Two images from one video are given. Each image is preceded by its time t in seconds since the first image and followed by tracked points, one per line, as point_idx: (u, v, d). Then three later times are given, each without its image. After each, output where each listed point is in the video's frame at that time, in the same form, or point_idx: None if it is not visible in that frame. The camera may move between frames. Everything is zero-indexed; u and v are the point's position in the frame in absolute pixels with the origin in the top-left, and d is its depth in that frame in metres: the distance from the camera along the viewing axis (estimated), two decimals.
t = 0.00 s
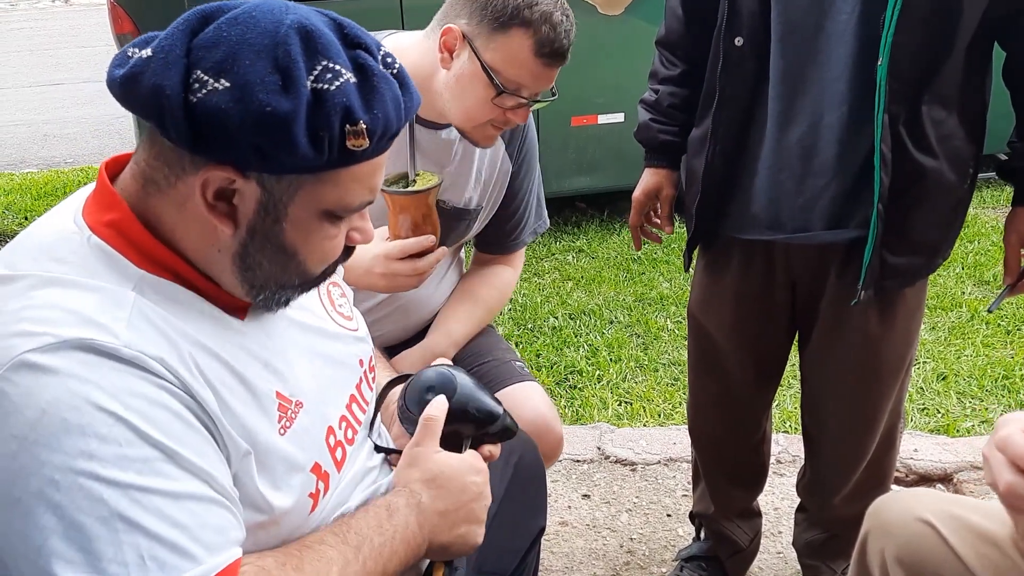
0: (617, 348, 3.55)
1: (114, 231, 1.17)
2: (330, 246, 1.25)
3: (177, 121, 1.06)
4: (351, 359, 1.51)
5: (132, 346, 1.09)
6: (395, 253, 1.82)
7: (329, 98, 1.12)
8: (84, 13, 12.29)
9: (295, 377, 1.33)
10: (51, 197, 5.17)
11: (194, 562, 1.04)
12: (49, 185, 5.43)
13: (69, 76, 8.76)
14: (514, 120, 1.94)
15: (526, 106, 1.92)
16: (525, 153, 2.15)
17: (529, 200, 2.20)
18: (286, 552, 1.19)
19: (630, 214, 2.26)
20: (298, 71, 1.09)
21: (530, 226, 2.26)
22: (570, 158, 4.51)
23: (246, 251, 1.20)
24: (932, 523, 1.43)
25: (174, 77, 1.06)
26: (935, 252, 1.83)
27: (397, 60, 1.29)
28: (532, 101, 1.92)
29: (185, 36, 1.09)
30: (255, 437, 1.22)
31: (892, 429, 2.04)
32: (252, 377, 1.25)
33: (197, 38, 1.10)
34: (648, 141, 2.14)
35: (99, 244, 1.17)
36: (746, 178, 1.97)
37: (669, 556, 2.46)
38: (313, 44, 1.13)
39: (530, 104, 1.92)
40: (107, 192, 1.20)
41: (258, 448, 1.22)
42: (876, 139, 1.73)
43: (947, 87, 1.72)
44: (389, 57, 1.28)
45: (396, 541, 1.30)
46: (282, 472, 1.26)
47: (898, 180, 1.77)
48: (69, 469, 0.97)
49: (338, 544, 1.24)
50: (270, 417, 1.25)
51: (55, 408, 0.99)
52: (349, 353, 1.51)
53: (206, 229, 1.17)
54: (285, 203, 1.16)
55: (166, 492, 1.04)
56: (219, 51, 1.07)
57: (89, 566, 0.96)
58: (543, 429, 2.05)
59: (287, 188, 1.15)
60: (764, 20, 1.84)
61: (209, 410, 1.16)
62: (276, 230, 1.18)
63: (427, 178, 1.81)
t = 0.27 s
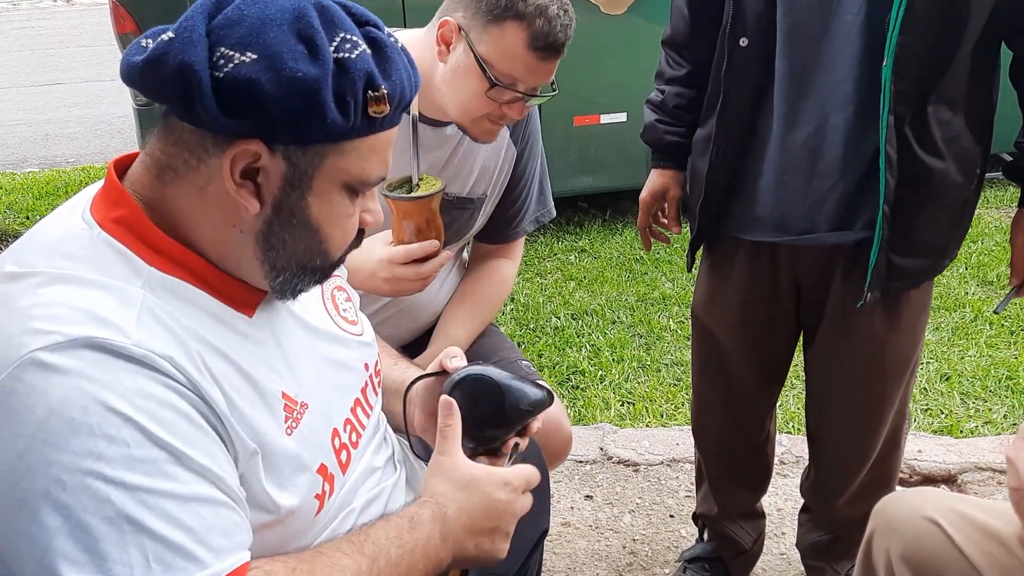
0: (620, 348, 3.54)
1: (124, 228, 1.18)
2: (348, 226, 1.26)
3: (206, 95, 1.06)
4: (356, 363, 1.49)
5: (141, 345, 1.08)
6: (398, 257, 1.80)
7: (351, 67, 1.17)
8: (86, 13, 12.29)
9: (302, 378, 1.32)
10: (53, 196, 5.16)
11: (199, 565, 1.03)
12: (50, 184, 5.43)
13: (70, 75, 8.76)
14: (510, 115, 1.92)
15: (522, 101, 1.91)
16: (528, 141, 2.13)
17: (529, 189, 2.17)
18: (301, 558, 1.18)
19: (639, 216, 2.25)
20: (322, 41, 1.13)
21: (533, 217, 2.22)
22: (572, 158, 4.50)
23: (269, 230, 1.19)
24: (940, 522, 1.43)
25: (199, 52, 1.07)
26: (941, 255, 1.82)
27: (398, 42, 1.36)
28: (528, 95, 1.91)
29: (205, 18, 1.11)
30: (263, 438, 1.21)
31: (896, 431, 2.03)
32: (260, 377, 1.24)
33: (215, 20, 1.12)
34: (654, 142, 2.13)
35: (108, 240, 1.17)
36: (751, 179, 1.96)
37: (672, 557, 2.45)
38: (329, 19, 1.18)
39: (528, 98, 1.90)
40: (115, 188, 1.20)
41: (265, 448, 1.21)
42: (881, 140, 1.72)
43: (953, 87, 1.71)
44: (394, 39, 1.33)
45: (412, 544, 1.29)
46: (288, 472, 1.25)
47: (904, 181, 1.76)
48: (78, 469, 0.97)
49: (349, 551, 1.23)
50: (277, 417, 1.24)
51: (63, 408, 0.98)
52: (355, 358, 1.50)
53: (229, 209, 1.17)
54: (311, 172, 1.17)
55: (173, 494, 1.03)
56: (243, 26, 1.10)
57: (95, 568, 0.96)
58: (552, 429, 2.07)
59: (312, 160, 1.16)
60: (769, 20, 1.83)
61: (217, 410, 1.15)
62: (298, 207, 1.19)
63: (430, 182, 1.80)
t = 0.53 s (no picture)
0: (621, 349, 3.53)
1: (132, 224, 1.17)
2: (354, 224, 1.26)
3: (217, 87, 1.07)
4: (361, 363, 1.49)
5: (152, 336, 1.09)
6: (408, 250, 1.80)
7: (359, 60, 1.17)
8: (88, 13, 12.29)
9: (308, 375, 1.32)
10: (55, 196, 5.17)
11: (218, 548, 1.03)
12: (51, 184, 5.42)
13: (73, 75, 8.77)
14: (479, 79, 1.85)
15: (489, 63, 1.83)
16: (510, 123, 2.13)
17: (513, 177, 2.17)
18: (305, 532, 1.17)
19: (645, 218, 2.25)
20: (330, 34, 1.14)
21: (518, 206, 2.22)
22: (574, 159, 4.50)
23: (277, 224, 1.19)
24: (943, 522, 1.43)
25: (210, 44, 1.08)
26: (945, 258, 1.82)
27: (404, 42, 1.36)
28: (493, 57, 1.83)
29: (215, 12, 1.12)
30: (272, 430, 1.21)
31: (900, 433, 2.03)
32: (268, 371, 1.24)
33: (225, 15, 1.12)
34: (658, 145, 2.13)
35: (117, 237, 1.16)
36: (755, 182, 1.96)
37: (675, 559, 2.45)
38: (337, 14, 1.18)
39: (495, 59, 1.82)
40: (122, 186, 1.20)
41: (275, 440, 1.21)
42: (886, 143, 1.72)
43: (958, 91, 1.71)
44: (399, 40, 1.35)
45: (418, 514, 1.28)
46: (297, 465, 1.25)
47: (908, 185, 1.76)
48: (93, 457, 0.97)
49: (359, 519, 1.21)
50: (284, 411, 1.24)
51: (78, 398, 0.99)
52: (358, 358, 1.49)
53: (238, 202, 1.17)
54: (319, 164, 1.17)
55: (189, 480, 1.03)
56: (253, 20, 1.10)
57: (113, 553, 0.96)
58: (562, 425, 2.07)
59: (319, 153, 1.16)
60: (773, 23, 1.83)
61: (228, 400, 1.15)
62: (305, 201, 1.19)
63: (434, 173, 1.80)
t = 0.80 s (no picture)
0: (624, 351, 3.52)
1: (134, 225, 1.16)
2: (355, 226, 1.24)
3: (224, 85, 1.06)
4: (362, 365, 1.47)
5: (155, 336, 1.07)
6: (406, 244, 1.78)
7: (367, 60, 1.16)
8: (92, 15, 12.30)
9: (310, 376, 1.31)
10: (57, 197, 5.16)
11: (223, 550, 1.02)
12: (54, 185, 5.42)
13: (77, 77, 8.78)
14: (430, 50, 1.80)
15: (436, 32, 1.79)
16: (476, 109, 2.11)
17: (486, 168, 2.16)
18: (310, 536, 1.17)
19: (649, 222, 2.23)
20: (337, 34, 1.13)
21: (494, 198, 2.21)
22: (578, 161, 4.48)
23: (280, 222, 1.17)
24: (949, 524, 1.42)
25: (217, 42, 1.07)
26: (952, 260, 1.80)
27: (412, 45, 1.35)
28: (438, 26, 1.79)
29: (223, 11, 1.11)
30: (275, 431, 1.20)
31: (907, 437, 2.01)
32: (271, 372, 1.22)
33: (233, 13, 1.12)
34: (663, 147, 2.11)
35: (119, 238, 1.15)
36: (760, 184, 1.94)
37: (678, 563, 2.43)
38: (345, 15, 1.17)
39: (440, 27, 1.79)
40: (123, 187, 1.19)
41: (278, 442, 1.20)
42: (892, 145, 1.70)
43: (965, 93, 1.69)
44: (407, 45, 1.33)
45: (419, 520, 1.27)
46: (299, 468, 1.23)
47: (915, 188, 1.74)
48: (97, 457, 0.96)
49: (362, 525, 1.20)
50: (288, 412, 1.23)
51: (82, 396, 0.98)
52: (360, 360, 1.48)
53: (240, 200, 1.15)
54: (323, 166, 1.16)
55: (193, 481, 1.02)
56: (261, 18, 1.09)
57: (116, 554, 0.95)
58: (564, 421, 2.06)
59: (324, 152, 1.15)
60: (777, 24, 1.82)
61: (232, 401, 1.14)
62: (305, 205, 1.17)
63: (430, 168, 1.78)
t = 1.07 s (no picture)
0: (625, 352, 3.53)
1: (130, 229, 1.17)
2: (352, 232, 1.26)
3: (221, 90, 1.07)
4: (361, 369, 1.48)
5: (150, 342, 1.09)
6: (399, 239, 1.79)
7: (362, 65, 1.17)
8: (96, 15, 12.34)
9: (308, 380, 1.32)
10: (62, 198, 5.18)
11: (219, 554, 1.03)
12: (59, 186, 5.44)
13: (82, 78, 8.80)
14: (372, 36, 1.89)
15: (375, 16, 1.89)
16: (436, 98, 2.13)
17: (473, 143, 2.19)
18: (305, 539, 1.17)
19: (649, 224, 2.24)
20: (334, 39, 1.14)
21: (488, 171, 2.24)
22: (580, 161, 4.50)
23: (275, 229, 1.19)
24: (949, 523, 1.43)
25: (213, 47, 1.08)
26: (951, 261, 1.80)
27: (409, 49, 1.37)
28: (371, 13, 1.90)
29: (219, 16, 1.12)
30: (272, 435, 1.21)
31: (906, 439, 2.02)
32: (267, 376, 1.24)
33: (229, 18, 1.13)
34: (662, 150, 2.12)
35: (114, 241, 1.16)
36: (759, 187, 1.95)
37: (678, 564, 2.44)
38: (342, 20, 1.19)
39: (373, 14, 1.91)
40: (119, 191, 1.20)
41: (275, 446, 1.21)
42: (890, 148, 1.71)
43: (964, 96, 1.70)
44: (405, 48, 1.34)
45: (413, 521, 1.27)
46: (297, 471, 1.24)
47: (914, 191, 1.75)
48: (92, 463, 0.97)
49: (361, 527, 1.22)
50: (285, 417, 1.24)
51: (77, 402, 0.99)
52: (359, 364, 1.49)
53: (236, 206, 1.17)
54: (318, 172, 1.17)
55: (189, 486, 1.04)
56: (257, 23, 1.10)
57: (112, 560, 0.97)
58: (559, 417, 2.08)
59: (320, 157, 1.16)
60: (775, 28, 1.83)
61: (227, 406, 1.15)
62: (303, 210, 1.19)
63: (421, 165, 1.79)
